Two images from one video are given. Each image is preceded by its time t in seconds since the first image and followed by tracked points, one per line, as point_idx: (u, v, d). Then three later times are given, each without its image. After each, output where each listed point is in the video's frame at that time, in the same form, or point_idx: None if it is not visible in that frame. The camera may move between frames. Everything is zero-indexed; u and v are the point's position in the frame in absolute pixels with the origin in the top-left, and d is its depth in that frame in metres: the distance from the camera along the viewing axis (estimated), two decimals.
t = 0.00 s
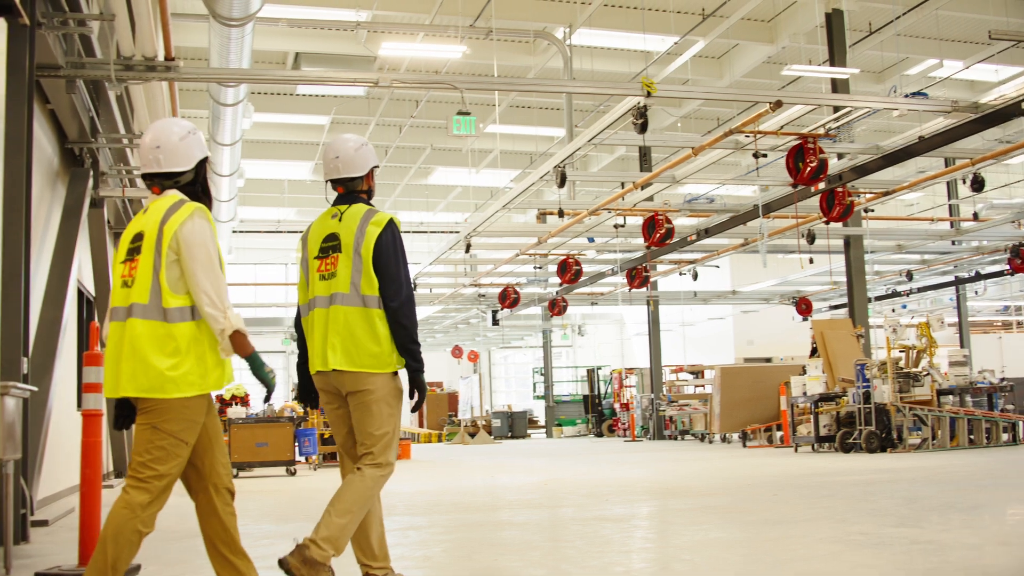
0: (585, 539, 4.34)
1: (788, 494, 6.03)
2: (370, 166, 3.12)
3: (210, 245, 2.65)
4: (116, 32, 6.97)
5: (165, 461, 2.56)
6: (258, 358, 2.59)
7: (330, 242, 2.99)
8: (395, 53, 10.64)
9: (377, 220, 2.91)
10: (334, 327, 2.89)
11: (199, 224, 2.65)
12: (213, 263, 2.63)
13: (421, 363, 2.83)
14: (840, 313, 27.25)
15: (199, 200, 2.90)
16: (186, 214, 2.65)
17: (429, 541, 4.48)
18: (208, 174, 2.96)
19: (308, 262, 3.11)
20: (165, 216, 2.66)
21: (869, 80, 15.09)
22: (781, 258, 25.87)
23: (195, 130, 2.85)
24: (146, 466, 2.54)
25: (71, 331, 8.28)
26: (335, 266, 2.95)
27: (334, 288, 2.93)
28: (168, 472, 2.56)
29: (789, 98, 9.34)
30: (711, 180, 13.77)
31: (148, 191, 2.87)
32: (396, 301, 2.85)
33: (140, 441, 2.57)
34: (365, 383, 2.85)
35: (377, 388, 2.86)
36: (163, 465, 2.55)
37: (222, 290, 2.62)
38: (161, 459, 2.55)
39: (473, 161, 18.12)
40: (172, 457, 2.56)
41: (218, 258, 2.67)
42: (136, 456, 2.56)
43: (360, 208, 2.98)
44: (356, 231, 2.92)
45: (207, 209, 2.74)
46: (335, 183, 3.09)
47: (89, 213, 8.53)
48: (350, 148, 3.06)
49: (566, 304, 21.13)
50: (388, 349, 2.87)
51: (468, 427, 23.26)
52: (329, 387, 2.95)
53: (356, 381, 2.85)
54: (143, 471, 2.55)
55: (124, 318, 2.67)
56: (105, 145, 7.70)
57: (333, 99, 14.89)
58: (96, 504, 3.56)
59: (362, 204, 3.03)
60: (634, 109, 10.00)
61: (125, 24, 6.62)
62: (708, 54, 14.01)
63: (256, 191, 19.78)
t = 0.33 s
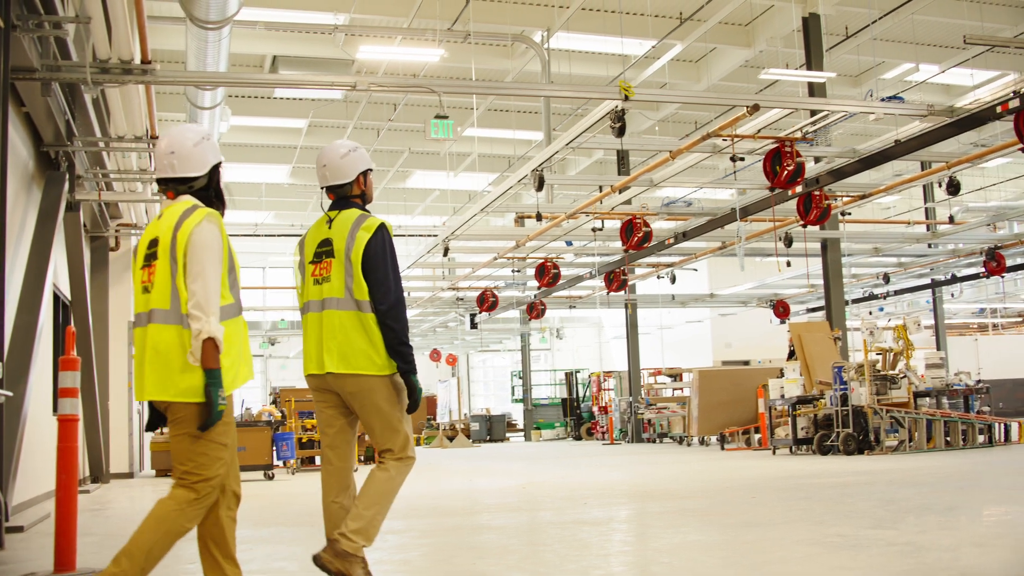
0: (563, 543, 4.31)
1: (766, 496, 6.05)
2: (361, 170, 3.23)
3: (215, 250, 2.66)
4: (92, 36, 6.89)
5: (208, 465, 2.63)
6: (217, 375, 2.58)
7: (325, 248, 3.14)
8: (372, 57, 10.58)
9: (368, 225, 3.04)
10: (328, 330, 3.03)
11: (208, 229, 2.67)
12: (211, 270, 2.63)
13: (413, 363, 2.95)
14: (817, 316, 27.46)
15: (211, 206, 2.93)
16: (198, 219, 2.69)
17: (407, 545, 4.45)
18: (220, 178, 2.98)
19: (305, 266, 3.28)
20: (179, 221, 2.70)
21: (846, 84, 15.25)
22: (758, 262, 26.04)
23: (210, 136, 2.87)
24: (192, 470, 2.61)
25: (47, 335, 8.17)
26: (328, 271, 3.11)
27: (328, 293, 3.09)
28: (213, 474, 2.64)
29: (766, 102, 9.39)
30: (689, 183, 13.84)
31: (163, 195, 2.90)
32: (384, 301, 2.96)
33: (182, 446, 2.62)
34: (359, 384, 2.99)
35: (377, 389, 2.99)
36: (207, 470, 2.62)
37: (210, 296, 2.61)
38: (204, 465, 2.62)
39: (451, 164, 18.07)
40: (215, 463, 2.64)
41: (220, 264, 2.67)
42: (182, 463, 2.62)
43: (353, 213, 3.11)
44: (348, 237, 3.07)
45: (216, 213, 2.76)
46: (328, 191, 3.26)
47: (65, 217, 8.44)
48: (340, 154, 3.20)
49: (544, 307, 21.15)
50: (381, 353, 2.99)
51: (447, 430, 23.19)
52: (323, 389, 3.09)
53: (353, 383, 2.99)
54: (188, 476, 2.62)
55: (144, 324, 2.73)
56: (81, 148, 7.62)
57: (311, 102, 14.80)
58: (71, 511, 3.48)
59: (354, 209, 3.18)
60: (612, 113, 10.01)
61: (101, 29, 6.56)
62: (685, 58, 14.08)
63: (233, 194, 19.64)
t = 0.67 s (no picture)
0: (546, 543, 4.31)
1: (749, 498, 6.08)
2: (362, 173, 3.25)
3: (218, 247, 2.63)
4: (77, 34, 6.85)
5: (254, 454, 2.68)
6: (199, 366, 2.49)
7: (327, 251, 3.17)
8: (358, 56, 10.56)
9: (368, 229, 3.07)
10: (328, 332, 3.07)
11: (213, 226, 2.65)
12: (211, 265, 2.60)
13: (410, 366, 2.98)
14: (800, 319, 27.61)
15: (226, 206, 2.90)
16: (206, 216, 2.67)
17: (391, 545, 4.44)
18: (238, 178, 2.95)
19: (309, 268, 3.32)
20: (188, 220, 2.69)
21: (831, 87, 15.35)
22: (743, 263, 26.18)
23: (226, 137, 2.85)
24: (241, 463, 2.65)
25: (29, 334, 8.09)
26: (329, 274, 3.15)
27: (328, 295, 3.13)
28: (260, 461, 2.69)
29: (751, 104, 9.43)
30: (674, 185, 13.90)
31: (182, 196, 2.90)
32: (380, 305, 2.99)
33: (216, 443, 2.65)
34: (357, 387, 3.02)
35: (374, 391, 3.02)
36: (255, 459, 2.68)
37: (202, 288, 2.56)
38: (249, 455, 2.67)
39: (436, 164, 18.05)
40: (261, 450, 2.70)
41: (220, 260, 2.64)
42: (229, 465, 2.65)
43: (355, 216, 3.14)
44: (349, 240, 3.09)
45: (224, 210, 2.73)
46: (331, 195, 3.29)
47: (47, 214, 8.36)
48: (335, 161, 3.22)
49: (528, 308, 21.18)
50: (377, 356, 3.02)
51: (431, 431, 23.17)
52: (321, 390, 3.11)
53: (352, 386, 3.03)
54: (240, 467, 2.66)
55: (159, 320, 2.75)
56: (65, 147, 7.56)
57: (296, 102, 14.75)
58: (52, 512, 3.43)
59: (357, 212, 3.20)
60: (597, 114, 10.01)
61: (85, 28, 6.52)
62: (670, 59, 14.12)
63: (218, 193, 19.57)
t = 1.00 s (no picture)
0: (531, 543, 4.31)
1: (734, 498, 6.10)
2: (371, 175, 3.24)
3: (225, 246, 2.60)
4: (64, 28, 6.79)
5: (271, 448, 2.63)
6: (188, 358, 2.45)
7: (337, 254, 3.18)
8: (345, 54, 10.51)
9: (377, 234, 3.07)
10: (336, 336, 3.09)
11: (223, 225, 2.62)
12: (213, 264, 2.56)
13: (412, 372, 3.01)
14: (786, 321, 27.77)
15: (241, 207, 2.85)
16: (217, 216, 2.64)
17: (375, 543, 4.42)
18: (254, 179, 2.91)
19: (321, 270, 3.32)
20: (198, 218, 2.67)
21: (818, 90, 15.44)
22: (730, 265, 26.31)
23: (241, 138, 2.80)
24: (260, 458, 2.61)
25: (13, 331, 8.03)
26: (338, 278, 3.15)
27: (337, 298, 3.13)
28: (276, 454, 2.65)
29: (739, 106, 9.46)
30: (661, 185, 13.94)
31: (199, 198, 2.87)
32: (387, 309, 3.00)
33: (228, 434, 2.60)
34: (362, 390, 3.04)
35: (379, 394, 3.03)
36: (271, 452, 2.63)
37: (200, 283, 2.53)
38: (264, 448, 2.61)
39: (424, 163, 18.03)
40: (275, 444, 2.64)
41: (224, 259, 2.60)
42: (241, 459, 2.61)
43: (366, 220, 3.14)
44: (358, 244, 3.09)
45: (236, 210, 2.71)
46: (344, 200, 3.29)
47: (32, 210, 8.31)
48: (344, 166, 3.21)
49: (515, 308, 21.19)
50: (382, 360, 3.03)
51: (417, 431, 23.13)
52: (328, 391, 3.12)
53: (356, 388, 3.04)
54: (259, 463, 2.62)
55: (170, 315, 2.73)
56: (51, 143, 7.50)
57: (285, 99, 14.71)
58: (35, 510, 3.40)
59: (368, 215, 3.20)
60: (586, 114, 10.00)
61: (74, 23, 6.47)
62: (659, 60, 14.15)
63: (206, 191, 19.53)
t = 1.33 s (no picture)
0: (517, 542, 4.30)
1: (721, 498, 6.12)
2: (386, 176, 3.26)
3: (237, 250, 2.59)
4: (50, 24, 6.76)
5: (282, 451, 2.63)
6: (189, 358, 2.43)
7: (353, 255, 3.24)
8: (334, 52, 10.47)
9: (391, 235, 3.10)
10: (354, 335, 3.16)
11: (235, 229, 2.61)
12: (222, 266, 2.55)
13: (426, 371, 3.02)
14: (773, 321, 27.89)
15: (256, 211, 2.82)
16: (231, 220, 2.63)
17: (362, 542, 4.40)
18: (270, 183, 2.87)
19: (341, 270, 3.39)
20: (212, 221, 2.66)
21: (806, 91, 15.52)
22: (717, 265, 26.41)
23: (256, 142, 2.79)
24: (273, 460, 2.60)
25: None
26: (354, 278, 3.21)
27: (354, 299, 3.20)
28: (287, 457, 2.64)
29: (726, 106, 9.50)
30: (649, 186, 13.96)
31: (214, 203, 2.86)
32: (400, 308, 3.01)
33: (235, 431, 2.59)
34: (376, 388, 3.09)
35: (394, 393, 3.08)
36: (283, 455, 2.62)
37: (208, 284, 2.52)
38: (275, 450, 2.61)
39: (412, 162, 18.00)
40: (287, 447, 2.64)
41: (235, 262, 2.59)
42: (248, 457, 2.59)
43: (381, 221, 3.17)
44: (372, 246, 3.13)
45: (250, 214, 2.69)
46: (361, 201, 3.33)
47: (17, 207, 8.26)
48: (359, 166, 3.23)
49: (502, 307, 21.19)
50: (396, 359, 3.06)
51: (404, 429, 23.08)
52: (350, 389, 3.18)
53: (371, 385, 3.09)
54: (270, 466, 2.61)
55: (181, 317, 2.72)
56: (37, 140, 7.46)
57: (273, 97, 14.67)
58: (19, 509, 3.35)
59: (383, 215, 3.22)
60: (573, 113, 10.01)
61: (59, 19, 6.41)
62: (647, 60, 14.18)
63: (192, 189, 19.49)
